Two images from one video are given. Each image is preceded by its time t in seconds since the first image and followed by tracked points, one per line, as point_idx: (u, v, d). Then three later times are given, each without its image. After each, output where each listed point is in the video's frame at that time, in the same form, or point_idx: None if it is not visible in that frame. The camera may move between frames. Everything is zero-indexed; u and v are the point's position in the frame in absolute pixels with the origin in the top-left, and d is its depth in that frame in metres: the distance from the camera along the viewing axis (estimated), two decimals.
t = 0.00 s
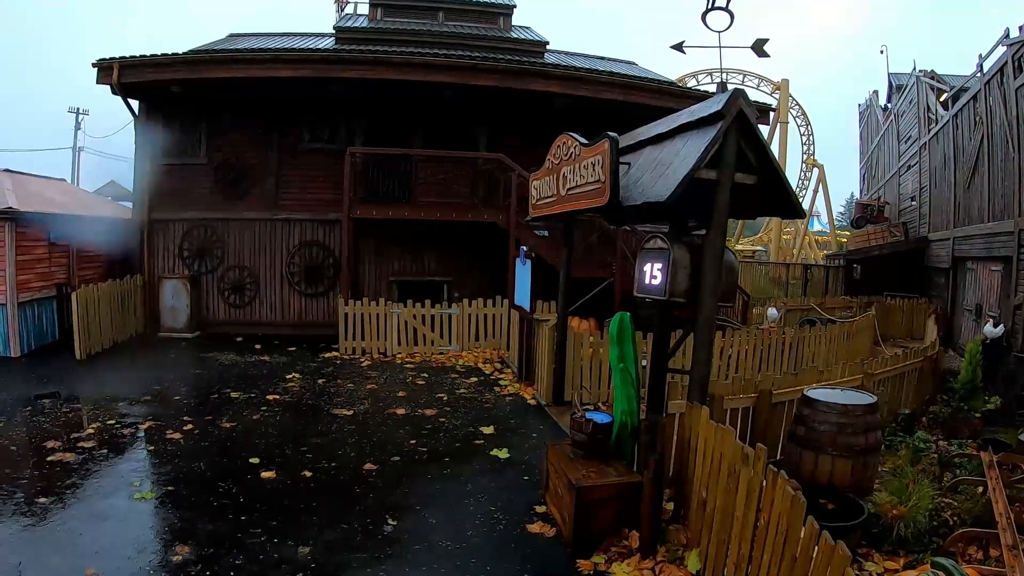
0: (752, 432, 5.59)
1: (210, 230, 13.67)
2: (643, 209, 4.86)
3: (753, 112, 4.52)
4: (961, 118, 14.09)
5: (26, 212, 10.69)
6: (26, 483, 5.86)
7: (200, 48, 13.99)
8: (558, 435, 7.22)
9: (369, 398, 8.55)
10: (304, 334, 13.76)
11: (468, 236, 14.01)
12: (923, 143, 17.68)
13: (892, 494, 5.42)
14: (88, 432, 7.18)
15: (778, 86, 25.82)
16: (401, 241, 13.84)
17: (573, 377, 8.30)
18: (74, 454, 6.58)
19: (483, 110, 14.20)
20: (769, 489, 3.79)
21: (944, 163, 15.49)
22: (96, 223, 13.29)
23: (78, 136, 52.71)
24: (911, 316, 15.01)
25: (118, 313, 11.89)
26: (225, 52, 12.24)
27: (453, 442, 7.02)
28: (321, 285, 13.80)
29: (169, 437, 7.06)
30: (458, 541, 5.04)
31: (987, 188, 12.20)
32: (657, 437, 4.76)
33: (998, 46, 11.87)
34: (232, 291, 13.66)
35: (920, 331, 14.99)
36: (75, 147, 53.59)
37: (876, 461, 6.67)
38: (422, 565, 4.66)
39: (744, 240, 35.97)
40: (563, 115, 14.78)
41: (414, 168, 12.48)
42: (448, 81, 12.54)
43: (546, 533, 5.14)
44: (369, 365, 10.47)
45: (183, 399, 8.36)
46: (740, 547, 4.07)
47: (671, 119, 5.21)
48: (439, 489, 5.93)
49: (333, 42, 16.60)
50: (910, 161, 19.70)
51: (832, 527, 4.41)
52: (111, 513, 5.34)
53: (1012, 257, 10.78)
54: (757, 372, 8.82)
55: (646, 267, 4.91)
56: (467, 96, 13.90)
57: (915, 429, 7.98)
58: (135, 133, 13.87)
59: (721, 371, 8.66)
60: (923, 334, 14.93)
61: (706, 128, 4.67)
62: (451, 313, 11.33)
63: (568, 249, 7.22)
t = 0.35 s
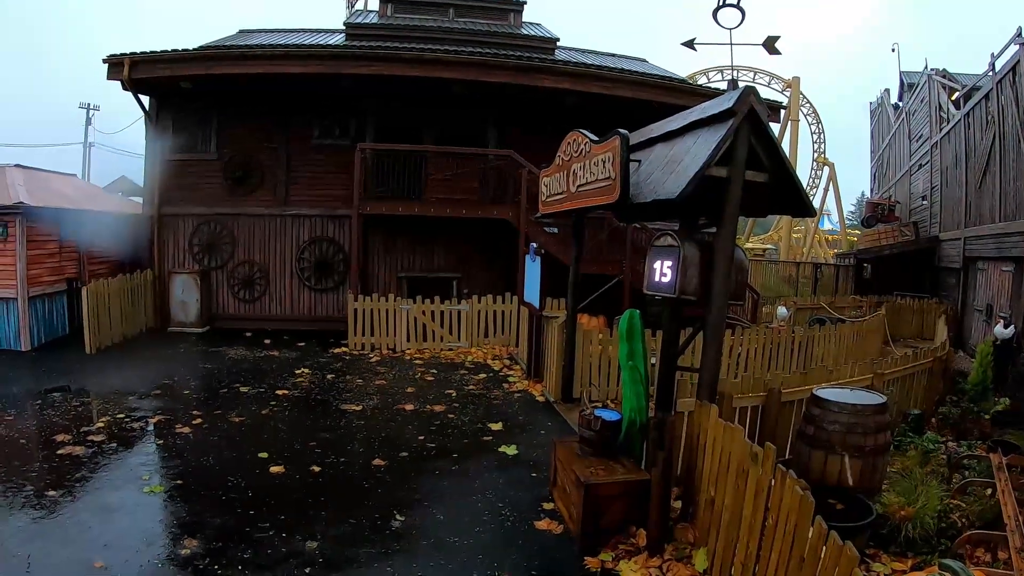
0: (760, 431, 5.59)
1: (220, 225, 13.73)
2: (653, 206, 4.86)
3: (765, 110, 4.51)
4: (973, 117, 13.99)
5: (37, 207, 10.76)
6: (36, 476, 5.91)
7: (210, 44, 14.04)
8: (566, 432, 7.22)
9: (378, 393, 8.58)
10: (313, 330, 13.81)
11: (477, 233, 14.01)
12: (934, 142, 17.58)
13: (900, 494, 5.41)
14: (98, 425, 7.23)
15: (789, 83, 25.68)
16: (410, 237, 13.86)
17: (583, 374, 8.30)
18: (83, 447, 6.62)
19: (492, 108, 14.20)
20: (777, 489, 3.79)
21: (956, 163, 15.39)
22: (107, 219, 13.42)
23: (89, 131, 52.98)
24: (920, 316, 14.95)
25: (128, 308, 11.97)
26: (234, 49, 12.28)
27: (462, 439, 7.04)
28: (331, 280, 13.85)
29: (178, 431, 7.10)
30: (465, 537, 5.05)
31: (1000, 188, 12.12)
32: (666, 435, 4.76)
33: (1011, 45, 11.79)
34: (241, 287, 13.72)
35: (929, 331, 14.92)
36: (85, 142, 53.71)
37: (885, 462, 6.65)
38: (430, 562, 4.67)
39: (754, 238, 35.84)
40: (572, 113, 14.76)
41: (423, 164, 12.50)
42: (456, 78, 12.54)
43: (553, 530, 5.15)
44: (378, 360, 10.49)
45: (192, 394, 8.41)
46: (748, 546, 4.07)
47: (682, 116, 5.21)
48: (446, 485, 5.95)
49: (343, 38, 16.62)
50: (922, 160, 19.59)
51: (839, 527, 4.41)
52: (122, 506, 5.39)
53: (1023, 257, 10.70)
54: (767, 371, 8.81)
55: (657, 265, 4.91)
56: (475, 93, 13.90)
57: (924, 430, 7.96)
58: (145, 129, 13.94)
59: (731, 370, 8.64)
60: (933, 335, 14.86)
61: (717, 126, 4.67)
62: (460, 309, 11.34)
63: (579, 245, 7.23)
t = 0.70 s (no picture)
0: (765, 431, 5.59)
1: (226, 221, 13.78)
2: (659, 204, 4.87)
3: (771, 109, 4.51)
4: (980, 116, 13.94)
5: (43, 204, 10.81)
6: (42, 470, 5.94)
7: (217, 41, 14.08)
8: (571, 430, 7.24)
9: (383, 390, 8.60)
10: (319, 326, 13.84)
11: (482, 231, 14.02)
12: (941, 142, 17.52)
13: (904, 495, 5.41)
14: (104, 420, 7.27)
15: (795, 82, 25.64)
16: (416, 234, 13.88)
17: (588, 372, 8.32)
18: (88, 442, 6.66)
19: (498, 106, 14.20)
20: (782, 488, 3.79)
21: (962, 163, 15.34)
22: (112, 215, 13.46)
23: (95, 127, 53.12)
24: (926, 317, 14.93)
25: (134, 304, 12.01)
26: (240, 45, 12.31)
27: (466, 436, 7.05)
28: (336, 277, 13.87)
29: (183, 427, 7.12)
30: (469, 534, 5.07)
31: (1007, 188, 12.07)
32: (670, 434, 4.76)
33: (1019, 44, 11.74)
34: (247, 283, 13.76)
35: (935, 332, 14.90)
36: (91, 138, 53.95)
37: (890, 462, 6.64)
38: (434, 559, 4.68)
39: (760, 237, 35.73)
40: (578, 111, 14.76)
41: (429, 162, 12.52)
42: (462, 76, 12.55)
43: (557, 528, 5.16)
44: (384, 357, 10.51)
45: (198, 389, 8.44)
46: (751, 545, 4.07)
47: (688, 114, 5.21)
48: (451, 482, 5.96)
49: (349, 35, 16.65)
50: (929, 160, 19.53)
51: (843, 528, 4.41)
52: (127, 500, 5.43)
53: None
54: (772, 370, 8.81)
55: (663, 264, 4.91)
56: (480, 91, 13.90)
57: (930, 431, 7.96)
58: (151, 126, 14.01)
59: (736, 369, 8.63)
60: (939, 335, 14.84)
61: (724, 124, 4.67)
62: (466, 307, 11.36)
63: (585, 243, 7.23)
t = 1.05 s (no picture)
0: (767, 428, 5.59)
1: (230, 218, 13.80)
2: (662, 201, 4.87)
3: (775, 106, 4.50)
4: (984, 114, 13.91)
5: (47, 200, 10.83)
6: (44, 466, 5.96)
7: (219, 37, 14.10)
8: (573, 426, 7.24)
9: (385, 386, 8.61)
10: (321, 322, 13.86)
11: (485, 228, 14.03)
12: (945, 140, 17.49)
13: (906, 493, 5.40)
14: (106, 416, 7.29)
15: (799, 79, 25.60)
16: (419, 231, 13.88)
17: (590, 369, 8.33)
18: (91, 438, 6.67)
19: (500, 103, 14.19)
20: (783, 486, 3.79)
21: (966, 161, 15.31)
22: (116, 212, 13.52)
23: (98, 122, 53.10)
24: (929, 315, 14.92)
25: (136, 301, 12.03)
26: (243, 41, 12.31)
27: (468, 432, 7.06)
28: (338, 273, 13.87)
29: (185, 423, 7.14)
30: (470, 530, 5.08)
31: (1010, 186, 12.05)
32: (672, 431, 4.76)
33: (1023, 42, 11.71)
34: (250, 279, 13.78)
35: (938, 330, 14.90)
36: (95, 134, 54.05)
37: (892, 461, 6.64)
38: (435, 556, 4.68)
39: (763, 235, 35.68)
40: (580, 108, 14.75)
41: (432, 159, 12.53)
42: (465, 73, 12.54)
43: (559, 525, 5.16)
44: (386, 353, 10.52)
45: (200, 385, 8.46)
46: (753, 543, 4.07)
47: (691, 111, 5.21)
48: (453, 478, 5.97)
49: (352, 31, 16.65)
50: (932, 158, 19.50)
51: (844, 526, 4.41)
52: (129, 496, 5.44)
53: None
54: (775, 367, 8.81)
55: (666, 261, 4.91)
56: (483, 88, 13.89)
57: (932, 429, 7.96)
58: (154, 122, 14.05)
59: (739, 367, 8.62)
60: (941, 334, 14.84)
61: (727, 121, 4.66)
62: (468, 303, 11.36)
63: (587, 239, 7.22)
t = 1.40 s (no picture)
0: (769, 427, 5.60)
1: (233, 215, 13.82)
2: (666, 199, 4.87)
3: (779, 104, 4.49)
4: (989, 113, 13.88)
5: (50, 198, 10.86)
6: (49, 463, 5.98)
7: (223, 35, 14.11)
8: (576, 424, 7.24)
9: (388, 384, 8.62)
10: (324, 320, 13.88)
11: (488, 226, 14.04)
12: (949, 139, 17.45)
13: (909, 493, 5.40)
14: (110, 413, 7.31)
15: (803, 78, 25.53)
16: (422, 229, 13.89)
17: (593, 367, 8.35)
18: (95, 435, 6.70)
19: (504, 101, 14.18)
20: (786, 484, 3.79)
21: (970, 160, 15.29)
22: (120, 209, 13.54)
23: (102, 120, 53.18)
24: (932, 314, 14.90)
25: (140, 298, 12.06)
26: (247, 39, 12.33)
27: (471, 430, 7.07)
28: (342, 271, 13.89)
29: (188, 420, 7.16)
30: (473, 528, 5.08)
31: (1014, 186, 12.03)
32: (675, 430, 4.75)
33: None
34: (254, 277, 13.80)
35: (941, 329, 14.89)
36: (99, 132, 54.19)
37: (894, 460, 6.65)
38: (438, 553, 4.69)
39: (766, 234, 35.60)
40: (584, 107, 14.74)
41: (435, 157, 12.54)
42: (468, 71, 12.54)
43: (562, 523, 5.17)
44: (390, 351, 10.54)
45: (204, 382, 8.48)
46: (756, 541, 4.07)
47: (695, 109, 5.20)
48: (455, 476, 5.98)
49: (356, 29, 16.67)
50: (936, 157, 19.46)
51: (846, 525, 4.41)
52: (133, 493, 5.46)
53: None
54: (778, 366, 8.82)
55: (669, 259, 4.92)
56: (486, 86, 13.88)
57: (935, 428, 7.96)
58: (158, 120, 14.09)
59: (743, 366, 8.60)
60: (945, 333, 14.83)
61: (731, 120, 4.65)
62: (472, 301, 11.37)
63: (591, 237, 7.22)
